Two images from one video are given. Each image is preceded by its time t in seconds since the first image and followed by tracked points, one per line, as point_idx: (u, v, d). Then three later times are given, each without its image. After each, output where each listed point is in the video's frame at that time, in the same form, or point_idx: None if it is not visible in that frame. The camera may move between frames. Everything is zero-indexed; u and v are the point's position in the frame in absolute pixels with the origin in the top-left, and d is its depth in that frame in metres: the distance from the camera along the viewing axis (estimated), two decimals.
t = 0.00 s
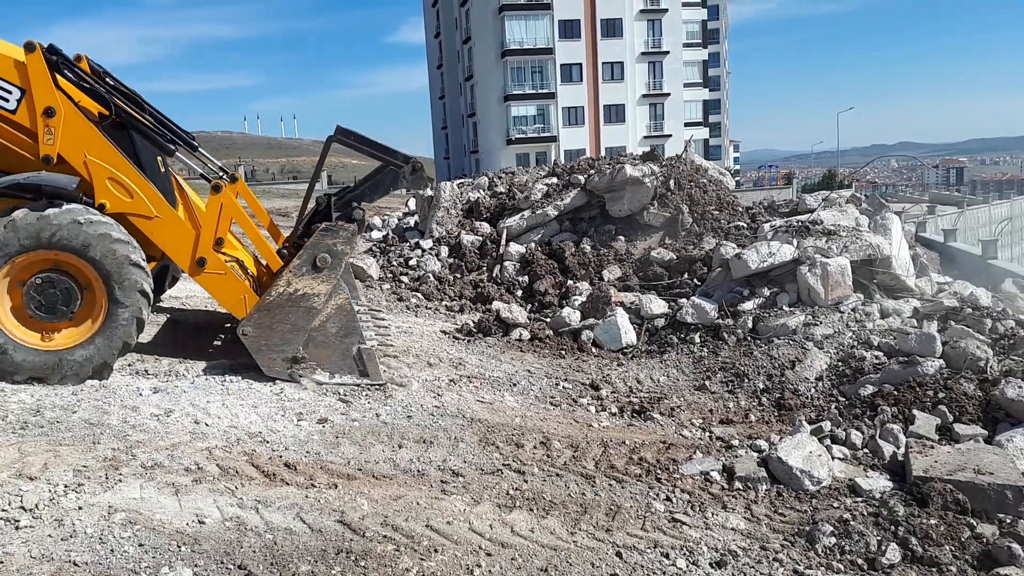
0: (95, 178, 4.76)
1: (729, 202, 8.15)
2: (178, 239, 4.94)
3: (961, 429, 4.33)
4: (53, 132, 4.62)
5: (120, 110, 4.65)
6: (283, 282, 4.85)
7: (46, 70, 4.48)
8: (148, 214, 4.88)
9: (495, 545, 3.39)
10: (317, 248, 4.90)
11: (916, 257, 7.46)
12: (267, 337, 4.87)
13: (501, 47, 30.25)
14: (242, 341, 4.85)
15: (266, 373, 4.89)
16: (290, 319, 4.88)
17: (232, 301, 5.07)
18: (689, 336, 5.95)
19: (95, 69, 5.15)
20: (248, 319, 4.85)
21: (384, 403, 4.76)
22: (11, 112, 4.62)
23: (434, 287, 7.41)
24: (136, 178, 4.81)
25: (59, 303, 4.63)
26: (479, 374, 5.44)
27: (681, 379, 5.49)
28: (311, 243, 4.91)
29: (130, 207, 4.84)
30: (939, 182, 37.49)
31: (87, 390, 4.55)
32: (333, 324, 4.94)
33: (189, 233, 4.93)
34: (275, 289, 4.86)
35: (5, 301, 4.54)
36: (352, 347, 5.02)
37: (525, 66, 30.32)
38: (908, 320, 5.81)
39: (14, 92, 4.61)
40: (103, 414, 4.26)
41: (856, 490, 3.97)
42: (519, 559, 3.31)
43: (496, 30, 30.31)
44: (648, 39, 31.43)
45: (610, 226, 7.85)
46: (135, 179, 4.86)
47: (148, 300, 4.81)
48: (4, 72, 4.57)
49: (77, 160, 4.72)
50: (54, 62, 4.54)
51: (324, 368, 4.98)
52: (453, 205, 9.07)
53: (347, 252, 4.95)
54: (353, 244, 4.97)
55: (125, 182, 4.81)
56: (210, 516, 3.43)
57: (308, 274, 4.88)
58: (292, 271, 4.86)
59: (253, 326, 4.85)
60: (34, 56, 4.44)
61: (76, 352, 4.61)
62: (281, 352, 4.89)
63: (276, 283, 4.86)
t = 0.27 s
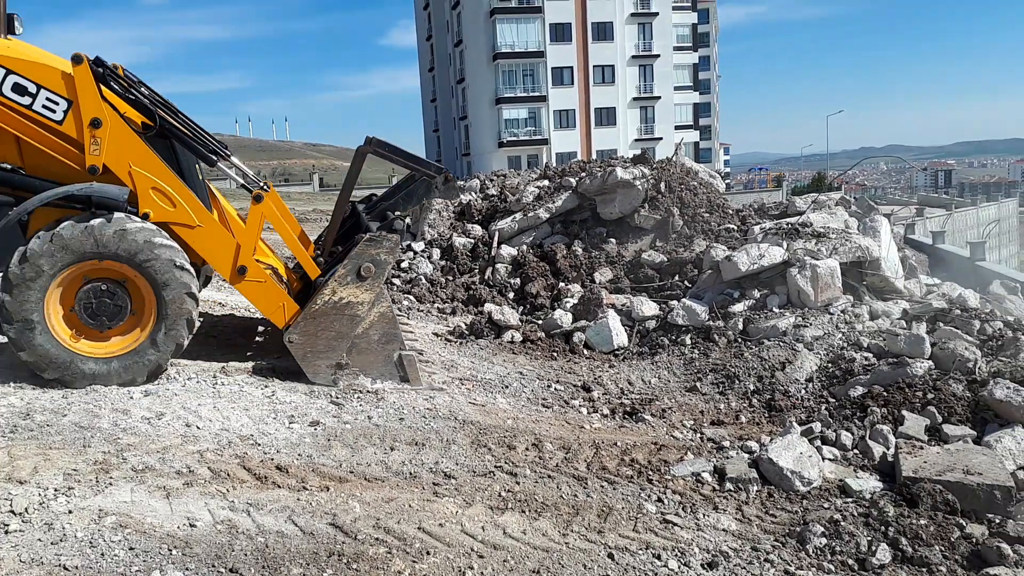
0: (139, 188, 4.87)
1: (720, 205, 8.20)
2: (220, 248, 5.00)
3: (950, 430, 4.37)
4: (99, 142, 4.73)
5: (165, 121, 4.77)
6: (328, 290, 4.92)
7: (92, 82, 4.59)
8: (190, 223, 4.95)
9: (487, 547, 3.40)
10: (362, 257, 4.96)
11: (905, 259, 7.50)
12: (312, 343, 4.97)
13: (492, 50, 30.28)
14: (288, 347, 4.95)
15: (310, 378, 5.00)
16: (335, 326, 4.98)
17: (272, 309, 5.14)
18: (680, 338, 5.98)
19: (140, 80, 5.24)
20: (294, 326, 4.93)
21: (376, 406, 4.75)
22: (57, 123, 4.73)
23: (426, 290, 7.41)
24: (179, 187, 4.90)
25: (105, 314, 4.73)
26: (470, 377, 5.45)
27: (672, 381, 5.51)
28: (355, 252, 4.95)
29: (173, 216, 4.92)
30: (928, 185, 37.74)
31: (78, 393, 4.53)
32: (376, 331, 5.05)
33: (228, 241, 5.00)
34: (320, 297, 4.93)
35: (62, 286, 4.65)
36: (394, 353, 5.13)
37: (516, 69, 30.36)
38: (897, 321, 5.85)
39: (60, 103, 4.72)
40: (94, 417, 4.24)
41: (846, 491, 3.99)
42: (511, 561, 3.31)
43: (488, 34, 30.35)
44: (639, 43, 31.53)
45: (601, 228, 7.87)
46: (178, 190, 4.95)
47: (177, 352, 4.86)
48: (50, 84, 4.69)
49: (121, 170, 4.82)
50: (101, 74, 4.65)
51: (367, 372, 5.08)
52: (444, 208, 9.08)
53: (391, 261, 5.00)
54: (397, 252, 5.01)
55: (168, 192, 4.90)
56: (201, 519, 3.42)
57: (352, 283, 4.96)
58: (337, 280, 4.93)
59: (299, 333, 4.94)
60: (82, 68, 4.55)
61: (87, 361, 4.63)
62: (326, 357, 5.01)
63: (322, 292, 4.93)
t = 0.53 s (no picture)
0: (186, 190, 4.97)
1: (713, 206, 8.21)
2: (265, 250, 5.08)
3: (941, 431, 4.38)
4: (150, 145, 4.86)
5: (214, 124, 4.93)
6: (375, 293, 4.98)
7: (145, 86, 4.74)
8: (235, 225, 5.03)
9: (478, 547, 3.38)
10: (408, 262, 5.01)
11: (898, 261, 7.52)
12: (358, 345, 5.02)
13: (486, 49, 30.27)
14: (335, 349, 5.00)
15: (355, 379, 5.05)
16: (380, 328, 5.03)
17: (314, 311, 5.20)
18: (673, 338, 5.98)
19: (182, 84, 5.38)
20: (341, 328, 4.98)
21: (367, 406, 4.73)
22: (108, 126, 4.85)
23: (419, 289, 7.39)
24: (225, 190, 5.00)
25: (152, 312, 4.79)
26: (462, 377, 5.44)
27: (665, 381, 5.51)
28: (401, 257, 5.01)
29: (219, 218, 5.01)
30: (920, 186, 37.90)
31: (68, 393, 4.49)
32: (419, 334, 5.10)
33: (274, 244, 5.09)
34: (367, 300, 4.99)
35: (136, 271, 4.73)
36: (436, 356, 5.16)
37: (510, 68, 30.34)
38: (889, 323, 5.87)
39: (111, 107, 4.85)
40: (83, 416, 4.21)
41: (838, 491, 4.00)
42: (503, 561, 3.30)
43: (482, 33, 30.35)
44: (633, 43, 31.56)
45: (595, 228, 7.87)
46: (223, 193, 5.05)
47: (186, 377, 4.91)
48: (103, 87, 4.82)
49: (169, 172, 4.94)
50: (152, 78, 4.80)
51: (410, 374, 5.12)
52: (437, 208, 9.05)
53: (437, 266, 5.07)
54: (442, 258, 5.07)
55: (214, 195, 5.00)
56: (191, 518, 3.40)
57: (399, 287, 5.01)
58: (384, 284, 4.99)
59: (346, 336, 5.00)
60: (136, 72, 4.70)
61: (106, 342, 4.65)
62: (371, 360, 5.05)
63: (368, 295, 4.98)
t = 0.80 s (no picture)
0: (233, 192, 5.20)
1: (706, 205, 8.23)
2: (310, 250, 5.32)
3: (932, 430, 4.40)
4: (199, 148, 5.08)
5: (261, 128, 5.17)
6: (421, 293, 5.16)
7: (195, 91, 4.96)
8: (281, 226, 5.26)
9: (471, 546, 3.38)
10: (453, 262, 5.21)
11: (889, 261, 7.55)
12: (405, 342, 5.17)
13: (480, 48, 30.24)
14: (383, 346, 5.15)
15: (402, 376, 5.18)
16: (426, 326, 5.19)
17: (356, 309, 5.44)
18: (665, 337, 5.99)
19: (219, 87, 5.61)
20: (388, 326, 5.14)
21: (359, 404, 4.72)
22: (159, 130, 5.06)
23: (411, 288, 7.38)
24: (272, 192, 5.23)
25: (200, 300, 4.91)
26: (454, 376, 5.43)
27: (657, 380, 5.52)
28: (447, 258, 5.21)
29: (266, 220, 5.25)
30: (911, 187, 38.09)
31: (59, 391, 4.47)
32: (463, 331, 5.26)
33: (319, 244, 5.34)
34: (415, 298, 5.16)
35: (220, 265, 4.93)
36: (479, 352, 5.30)
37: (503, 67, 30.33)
38: (880, 322, 5.89)
39: (160, 110, 5.06)
40: (74, 415, 4.19)
41: (829, 490, 4.01)
42: (495, 560, 3.30)
43: (476, 32, 30.32)
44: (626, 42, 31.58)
45: (588, 227, 7.87)
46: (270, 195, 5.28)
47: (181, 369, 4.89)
48: (153, 93, 5.02)
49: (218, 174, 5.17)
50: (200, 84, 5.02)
51: (454, 371, 5.25)
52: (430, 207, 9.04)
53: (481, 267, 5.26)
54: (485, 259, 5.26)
55: (261, 197, 5.23)
56: (182, 518, 3.38)
57: (444, 286, 5.20)
58: (430, 283, 5.17)
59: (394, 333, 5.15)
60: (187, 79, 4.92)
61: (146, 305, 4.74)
62: (418, 357, 5.19)
63: (415, 294, 5.16)
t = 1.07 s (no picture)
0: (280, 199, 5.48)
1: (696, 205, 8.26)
2: (353, 255, 5.56)
3: (922, 428, 4.43)
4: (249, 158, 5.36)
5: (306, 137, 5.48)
6: (467, 296, 5.36)
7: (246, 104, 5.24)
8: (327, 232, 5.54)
9: (463, 547, 3.38)
10: (497, 267, 5.42)
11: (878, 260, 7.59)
12: (450, 343, 5.36)
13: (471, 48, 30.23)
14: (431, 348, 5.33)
15: (447, 376, 5.35)
16: (471, 329, 5.39)
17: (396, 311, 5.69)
18: (657, 337, 6.01)
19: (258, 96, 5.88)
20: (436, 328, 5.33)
21: (352, 406, 4.72)
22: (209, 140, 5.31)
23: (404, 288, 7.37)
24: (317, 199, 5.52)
25: (254, 294, 5.02)
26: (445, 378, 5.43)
27: (649, 380, 5.53)
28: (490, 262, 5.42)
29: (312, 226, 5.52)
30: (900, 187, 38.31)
31: (49, 393, 4.44)
32: (503, 332, 5.46)
33: (362, 248, 5.57)
34: (461, 302, 5.36)
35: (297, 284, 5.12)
36: (519, 352, 5.50)
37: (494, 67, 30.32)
38: (870, 321, 5.93)
39: (210, 121, 5.31)
40: (64, 417, 4.16)
41: (820, 489, 4.03)
42: (488, 561, 3.30)
43: (467, 32, 30.30)
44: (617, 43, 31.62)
45: (579, 227, 7.88)
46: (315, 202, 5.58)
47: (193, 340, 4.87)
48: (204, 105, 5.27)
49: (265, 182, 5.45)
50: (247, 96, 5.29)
51: (496, 370, 5.43)
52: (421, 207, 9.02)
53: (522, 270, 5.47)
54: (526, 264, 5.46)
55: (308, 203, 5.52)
56: (174, 520, 3.37)
57: (488, 290, 5.41)
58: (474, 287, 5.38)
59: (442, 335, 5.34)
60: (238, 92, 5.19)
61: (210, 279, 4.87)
62: (463, 357, 5.37)
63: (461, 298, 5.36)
